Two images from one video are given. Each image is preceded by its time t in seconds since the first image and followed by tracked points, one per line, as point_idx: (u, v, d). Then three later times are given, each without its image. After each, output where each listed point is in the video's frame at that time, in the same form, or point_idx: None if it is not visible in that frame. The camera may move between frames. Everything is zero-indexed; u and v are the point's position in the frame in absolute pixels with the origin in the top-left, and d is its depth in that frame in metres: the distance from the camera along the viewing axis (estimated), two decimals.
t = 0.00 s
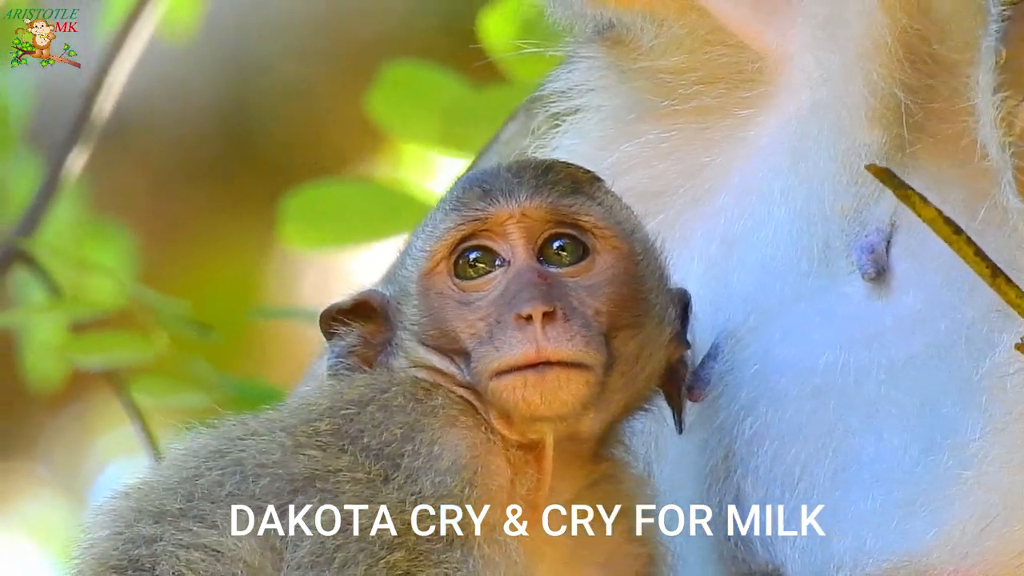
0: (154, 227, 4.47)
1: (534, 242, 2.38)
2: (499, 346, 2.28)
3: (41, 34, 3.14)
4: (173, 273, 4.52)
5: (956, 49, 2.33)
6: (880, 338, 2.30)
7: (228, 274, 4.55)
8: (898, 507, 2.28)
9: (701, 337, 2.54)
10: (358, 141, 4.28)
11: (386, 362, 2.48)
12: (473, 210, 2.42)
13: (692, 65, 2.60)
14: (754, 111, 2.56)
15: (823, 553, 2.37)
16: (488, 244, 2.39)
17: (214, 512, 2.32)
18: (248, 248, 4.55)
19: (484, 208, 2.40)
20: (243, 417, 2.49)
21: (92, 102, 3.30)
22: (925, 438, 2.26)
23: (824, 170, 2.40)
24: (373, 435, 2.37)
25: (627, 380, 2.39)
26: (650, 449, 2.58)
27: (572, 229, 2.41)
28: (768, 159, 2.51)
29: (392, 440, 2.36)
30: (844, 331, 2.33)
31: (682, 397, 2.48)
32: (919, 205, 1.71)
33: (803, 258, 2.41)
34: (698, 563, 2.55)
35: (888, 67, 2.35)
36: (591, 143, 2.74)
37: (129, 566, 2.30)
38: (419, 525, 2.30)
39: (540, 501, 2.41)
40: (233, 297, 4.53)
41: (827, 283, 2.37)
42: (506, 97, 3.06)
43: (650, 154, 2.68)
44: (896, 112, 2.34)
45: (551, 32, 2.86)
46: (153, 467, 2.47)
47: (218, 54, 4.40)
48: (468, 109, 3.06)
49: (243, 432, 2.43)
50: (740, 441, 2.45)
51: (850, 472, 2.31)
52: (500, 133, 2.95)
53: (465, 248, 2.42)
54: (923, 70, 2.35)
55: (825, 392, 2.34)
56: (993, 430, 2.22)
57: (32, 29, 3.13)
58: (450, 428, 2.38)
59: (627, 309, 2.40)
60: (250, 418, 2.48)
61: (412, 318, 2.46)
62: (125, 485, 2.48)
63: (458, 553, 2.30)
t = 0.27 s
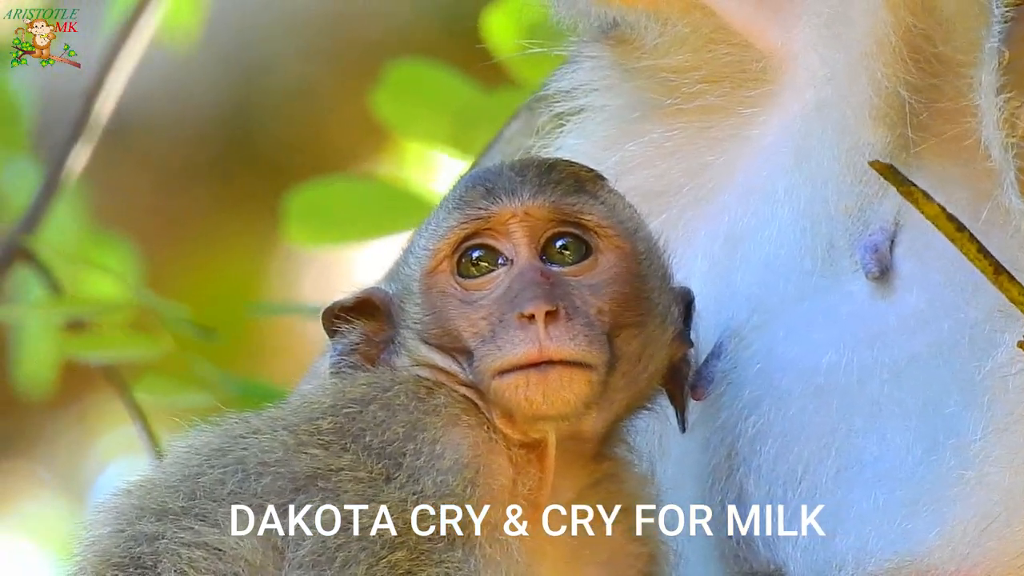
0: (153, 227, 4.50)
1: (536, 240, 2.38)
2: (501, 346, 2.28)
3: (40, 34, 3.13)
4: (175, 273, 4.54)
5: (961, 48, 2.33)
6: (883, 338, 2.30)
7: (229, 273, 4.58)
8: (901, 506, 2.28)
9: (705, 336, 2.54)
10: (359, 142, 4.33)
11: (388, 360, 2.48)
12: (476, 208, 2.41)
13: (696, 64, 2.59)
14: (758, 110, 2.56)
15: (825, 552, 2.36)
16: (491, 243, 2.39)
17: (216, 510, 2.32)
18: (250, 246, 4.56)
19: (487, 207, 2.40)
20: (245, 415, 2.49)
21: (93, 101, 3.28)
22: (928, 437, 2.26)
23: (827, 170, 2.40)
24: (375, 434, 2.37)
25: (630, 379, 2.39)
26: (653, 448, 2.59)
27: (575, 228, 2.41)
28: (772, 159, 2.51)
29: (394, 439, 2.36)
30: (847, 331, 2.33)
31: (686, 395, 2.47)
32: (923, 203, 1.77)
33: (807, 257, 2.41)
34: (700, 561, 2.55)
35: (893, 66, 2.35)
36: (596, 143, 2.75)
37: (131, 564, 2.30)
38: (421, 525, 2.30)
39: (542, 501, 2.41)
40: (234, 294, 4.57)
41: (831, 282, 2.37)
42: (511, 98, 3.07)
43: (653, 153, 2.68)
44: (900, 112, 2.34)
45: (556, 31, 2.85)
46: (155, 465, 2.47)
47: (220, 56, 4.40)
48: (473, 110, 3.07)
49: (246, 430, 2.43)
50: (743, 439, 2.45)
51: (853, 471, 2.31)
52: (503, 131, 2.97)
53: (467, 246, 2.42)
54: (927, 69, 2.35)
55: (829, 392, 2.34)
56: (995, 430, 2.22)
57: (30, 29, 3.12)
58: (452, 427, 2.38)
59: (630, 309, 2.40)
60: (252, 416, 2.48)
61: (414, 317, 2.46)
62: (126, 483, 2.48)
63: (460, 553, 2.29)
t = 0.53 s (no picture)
0: (156, 228, 4.56)
1: (539, 240, 2.38)
2: (503, 346, 2.29)
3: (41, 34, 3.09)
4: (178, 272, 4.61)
5: (963, 48, 2.33)
6: (886, 337, 2.30)
7: (229, 273, 4.64)
8: (904, 505, 2.28)
9: (707, 335, 2.54)
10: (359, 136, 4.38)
11: (390, 359, 2.48)
12: (478, 208, 2.41)
13: (698, 63, 2.60)
14: (760, 109, 2.56)
15: (828, 550, 2.36)
16: (493, 243, 2.39)
17: (218, 511, 2.32)
18: (249, 247, 4.66)
19: (489, 207, 2.40)
20: (247, 415, 2.49)
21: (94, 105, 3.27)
22: (931, 435, 2.26)
23: (830, 169, 2.41)
24: (378, 434, 2.37)
25: (632, 378, 2.39)
26: (656, 447, 2.60)
27: (577, 227, 2.40)
28: (774, 158, 2.51)
29: (396, 439, 2.36)
30: (851, 330, 2.33)
31: (688, 395, 2.48)
32: (924, 202, 1.78)
33: (810, 256, 2.42)
34: (702, 559, 2.55)
35: (895, 65, 2.35)
36: (600, 143, 2.73)
37: (133, 564, 2.30)
38: (422, 526, 2.30)
39: (543, 500, 2.41)
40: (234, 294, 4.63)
41: (834, 280, 2.38)
42: (514, 93, 3.06)
43: (656, 153, 2.68)
44: (903, 110, 2.35)
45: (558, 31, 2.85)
46: (158, 464, 2.48)
47: (221, 55, 4.46)
48: (476, 102, 3.05)
49: (248, 430, 2.43)
50: (745, 438, 2.45)
51: (856, 469, 2.31)
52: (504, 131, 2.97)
53: (469, 246, 2.42)
54: (929, 68, 2.35)
55: (831, 390, 2.34)
56: (997, 429, 2.22)
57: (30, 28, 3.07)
58: (454, 427, 2.38)
59: (633, 308, 2.40)
60: (255, 416, 2.48)
61: (416, 317, 2.46)
62: (128, 483, 2.48)
63: (462, 553, 2.29)
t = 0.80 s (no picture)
0: (153, 229, 4.46)
1: (539, 240, 2.37)
2: (504, 346, 2.29)
3: (41, 34, 3.06)
4: (175, 274, 4.49)
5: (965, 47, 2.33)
6: (888, 336, 2.30)
7: (227, 273, 4.55)
8: (905, 504, 2.28)
9: (708, 334, 2.54)
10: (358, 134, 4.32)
11: (390, 359, 2.48)
12: (479, 209, 2.41)
13: (699, 63, 2.59)
14: (761, 108, 2.55)
15: (828, 550, 2.35)
16: (494, 242, 2.39)
17: (219, 511, 2.32)
18: (247, 247, 4.56)
19: (490, 207, 2.39)
20: (248, 415, 2.49)
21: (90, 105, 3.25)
22: (932, 435, 2.26)
23: (832, 168, 2.41)
24: (378, 435, 2.37)
25: (633, 378, 2.39)
26: (657, 447, 2.58)
27: (578, 227, 2.40)
28: (775, 158, 2.51)
29: (398, 439, 2.36)
30: (851, 329, 2.33)
31: (689, 395, 2.49)
32: (923, 200, 1.79)
33: (811, 255, 2.41)
34: (703, 557, 2.53)
35: (897, 64, 2.35)
36: (602, 143, 2.72)
37: (133, 564, 2.30)
38: (423, 527, 2.30)
39: (544, 501, 2.41)
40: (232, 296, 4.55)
41: (835, 280, 2.37)
42: (514, 85, 3.04)
43: (656, 155, 2.66)
44: (904, 109, 2.34)
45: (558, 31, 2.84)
46: (158, 464, 2.47)
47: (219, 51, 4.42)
48: (475, 96, 3.04)
49: (248, 430, 2.43)
50: (746, 437, 2.44)
51: (857, 469, 2.31)
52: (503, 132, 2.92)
53: (470, 246, 2.42)
54: (930, 67, 2.36)
55: (832, 389, 2.33)
56: (999, 429, 2.23)
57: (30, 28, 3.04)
58: (455, 427, 2.37)
59: (634, 308, 2.39)
60: (256, 416, 2.48)
61: (417, 317, 2.45)
62: (128, 483, 2.48)
63: (463, 554, 2.29)
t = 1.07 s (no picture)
0: (154, 227, 4.25)
1: (540, 240, 2.37)
2: (505, 346, 2.28)
3: (40, 34, 2.93)
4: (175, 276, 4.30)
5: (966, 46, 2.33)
6: (889, 334, 2.30)
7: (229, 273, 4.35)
8: (906, 502, 2.28)
9: (709, 334, 2.53)
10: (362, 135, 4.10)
11: (392, 359, 2.48)
12: (480, 209, 2.41)
13: (699, 62, 2.59)
14: (762, 108, 2.55)
15: (829, 549, 2.35)
16: (495, 242, 2.38)
17: (220, 512, 2.32)
18: (251, 247, 4.36)
19: (492, 207, 2.39)
20: (250, 416, 2.49)
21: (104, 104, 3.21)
22: (934, 433, 2.27)
23: (834, 168, 2.41)
24: (380, 435, 2.37)
25: (635, 378, 2.39)
26: (658, 447, 2.57)
27: (579, 227, 2.39)
28: (775, 157, 2.51)
29: (399, 439, 2.36)
30: (852, 327, 2.33)
31: (691, 395, 2.48)
32: (925, 199, 1.79)
33: (812, 254, 2.41)
34: (702, 557, 2.54)
35: (898, 63, 2.35)
36: (603, 143, 2.71)
37: (135, 564, 2.30)
38: (423, 527, 2.29)
39: (545, 501, 2.41)
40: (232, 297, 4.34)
41: (837, 279, 2.37)
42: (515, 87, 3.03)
43: (657, 155, 2.66)
44: (905, 108, 2.34)
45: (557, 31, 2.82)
46: (159, 465, 2.47)
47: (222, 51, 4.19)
48: (475, 95, 3.03)
49: (250, 430, 2.42)
50: (747, 435, 2.44)
51: (858, 467, 2.31)
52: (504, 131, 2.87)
53: (471, 246, 2.41)
54: (931, 66, 2.36)
55: (832, 388, 2.33)
56: (1000, 427, 2.22)
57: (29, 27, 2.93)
58: (456, 427, 2.37)
59: (635, 309, 2.39)
60: (258, 417, 2.48)
61: (419, 317, 2.45)
62: (129, 483, 2.47)
63: (464, 555, 2.29)
